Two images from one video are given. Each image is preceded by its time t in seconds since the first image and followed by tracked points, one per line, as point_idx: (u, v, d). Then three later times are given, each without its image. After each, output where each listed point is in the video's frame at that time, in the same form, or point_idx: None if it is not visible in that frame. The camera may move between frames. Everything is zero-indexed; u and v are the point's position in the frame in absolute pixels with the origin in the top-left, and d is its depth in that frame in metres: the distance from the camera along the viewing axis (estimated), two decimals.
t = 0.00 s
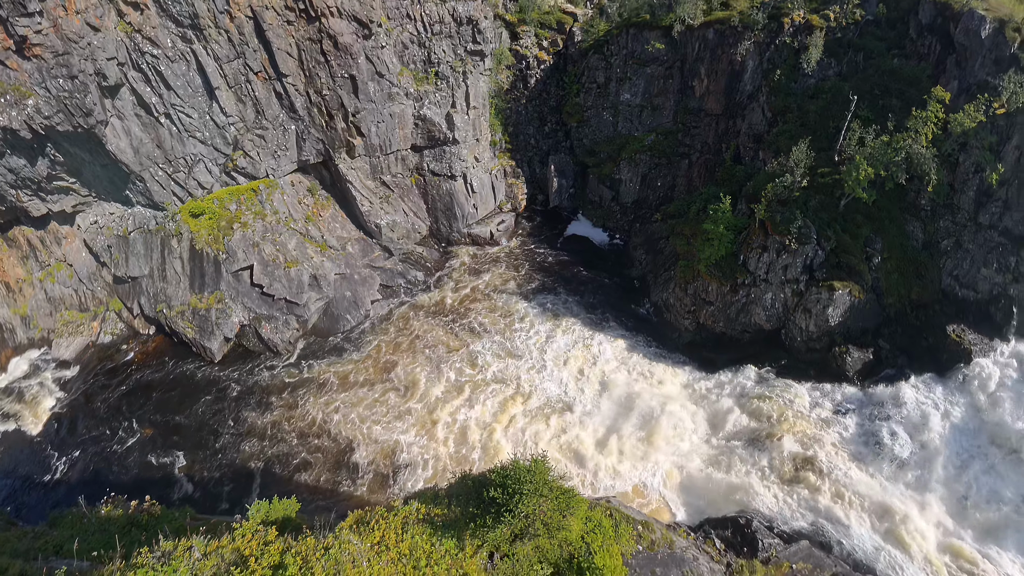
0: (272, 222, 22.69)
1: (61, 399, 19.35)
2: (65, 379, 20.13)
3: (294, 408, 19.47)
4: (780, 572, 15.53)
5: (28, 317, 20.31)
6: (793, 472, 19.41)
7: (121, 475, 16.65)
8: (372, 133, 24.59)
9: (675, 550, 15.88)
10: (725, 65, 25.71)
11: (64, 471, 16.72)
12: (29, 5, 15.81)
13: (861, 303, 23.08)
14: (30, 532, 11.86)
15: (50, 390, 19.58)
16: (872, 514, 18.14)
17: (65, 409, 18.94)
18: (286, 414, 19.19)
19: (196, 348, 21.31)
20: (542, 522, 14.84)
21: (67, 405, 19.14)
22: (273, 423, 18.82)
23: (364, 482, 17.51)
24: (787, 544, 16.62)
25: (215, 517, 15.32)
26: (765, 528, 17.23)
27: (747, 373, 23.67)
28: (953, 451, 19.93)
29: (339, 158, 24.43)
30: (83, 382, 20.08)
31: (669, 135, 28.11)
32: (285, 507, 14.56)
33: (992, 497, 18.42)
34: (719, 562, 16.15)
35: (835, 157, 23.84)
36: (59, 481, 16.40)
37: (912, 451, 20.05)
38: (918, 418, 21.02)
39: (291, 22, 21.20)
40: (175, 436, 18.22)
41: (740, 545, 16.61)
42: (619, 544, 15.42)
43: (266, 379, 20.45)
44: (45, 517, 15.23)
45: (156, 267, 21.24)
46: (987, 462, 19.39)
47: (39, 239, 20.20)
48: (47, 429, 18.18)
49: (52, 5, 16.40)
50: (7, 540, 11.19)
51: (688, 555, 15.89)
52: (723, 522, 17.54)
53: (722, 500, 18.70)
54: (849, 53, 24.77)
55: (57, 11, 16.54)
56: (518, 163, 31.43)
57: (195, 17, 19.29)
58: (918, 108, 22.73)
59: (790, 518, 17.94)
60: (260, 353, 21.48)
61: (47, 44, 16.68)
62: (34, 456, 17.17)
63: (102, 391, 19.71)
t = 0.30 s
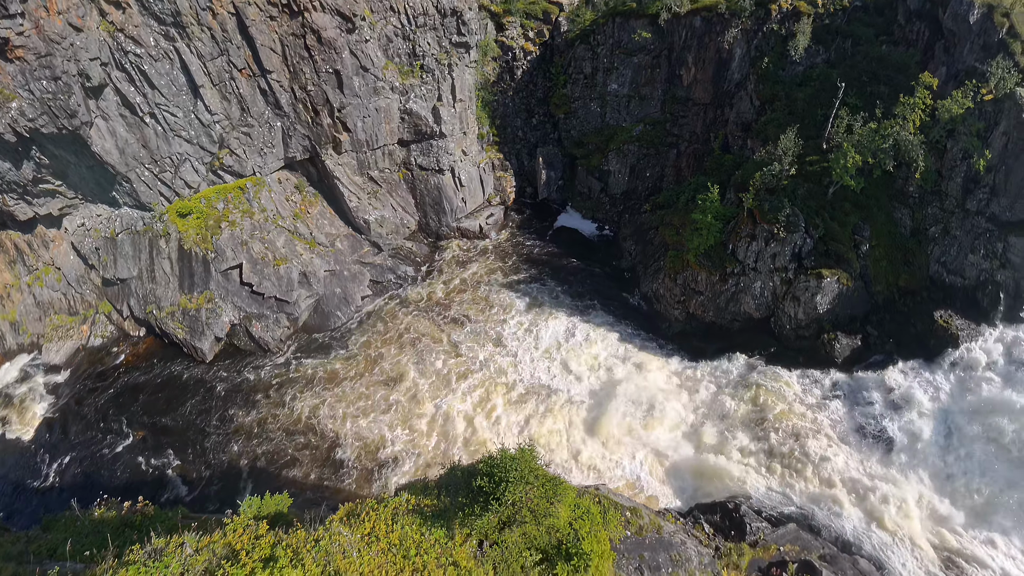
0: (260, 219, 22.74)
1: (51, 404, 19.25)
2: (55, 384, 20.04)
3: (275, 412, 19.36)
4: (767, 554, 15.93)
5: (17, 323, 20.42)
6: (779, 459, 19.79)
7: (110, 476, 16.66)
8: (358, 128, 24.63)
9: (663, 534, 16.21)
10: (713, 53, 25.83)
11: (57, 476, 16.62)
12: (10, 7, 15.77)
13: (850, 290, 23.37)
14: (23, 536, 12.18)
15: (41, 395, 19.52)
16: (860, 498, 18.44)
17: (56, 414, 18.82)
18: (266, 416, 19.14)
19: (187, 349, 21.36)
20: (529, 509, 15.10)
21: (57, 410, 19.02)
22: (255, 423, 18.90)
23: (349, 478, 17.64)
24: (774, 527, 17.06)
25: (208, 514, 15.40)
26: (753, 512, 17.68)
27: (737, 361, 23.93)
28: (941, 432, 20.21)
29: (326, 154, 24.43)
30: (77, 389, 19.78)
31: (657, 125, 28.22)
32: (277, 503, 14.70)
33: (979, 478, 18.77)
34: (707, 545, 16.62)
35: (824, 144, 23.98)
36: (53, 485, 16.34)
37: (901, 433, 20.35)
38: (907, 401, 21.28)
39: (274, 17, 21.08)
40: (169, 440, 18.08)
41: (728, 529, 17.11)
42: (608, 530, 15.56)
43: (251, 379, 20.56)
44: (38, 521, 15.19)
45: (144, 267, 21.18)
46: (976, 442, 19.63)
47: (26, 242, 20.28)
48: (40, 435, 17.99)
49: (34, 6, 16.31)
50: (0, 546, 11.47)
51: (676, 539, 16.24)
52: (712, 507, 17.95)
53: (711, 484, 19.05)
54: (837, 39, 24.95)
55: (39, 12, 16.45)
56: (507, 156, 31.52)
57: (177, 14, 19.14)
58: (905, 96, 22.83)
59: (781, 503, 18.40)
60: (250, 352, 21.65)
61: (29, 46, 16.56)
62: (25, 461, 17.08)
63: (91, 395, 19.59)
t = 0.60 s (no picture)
0: (248, 218, 22.77)
1: (42, 409, 19.14)
2: (47, 390, 19.80)
3: (257, 412, 19.50)
4: (757, 537, 16.41)
5: (5, 328, 20.13)
6: (767, 446, 20.17)
7: (104, 479, 16.81)
8: (345, 124, 24.58)
9: (654, 521, 16.74)
10: (700, 42, 26.08)
11: (50, 483, 16.64)
12: None
13: (838, 278, 23.47)
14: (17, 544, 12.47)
15: (32, 401, 19.37)
16: (849, 485, 18.78)
17: (47, 420, 18.74)
18: (248, 417, 19.24)
19: (179, 351, 21.39)
20: (518, 498, 15.27)
21: (49, 416, 18.91)
22: (238, 424, 18.95)
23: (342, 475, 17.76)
24: (763, 511, 17.47)
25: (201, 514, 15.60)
26: (743, 497, 18.06)
27: (728, 352, 24.02)
28: (927, 418, 20.55)
29: (313, 150, 24.40)
30: (70, 394, 19.73)
31: (645, 115, 28.50)
32: (270, 501, 14.98)
33: (965, 461, 19.13)
34: (698, 531, 16.99)
35: (812, 133, 24.12)
36: (48, 492, 16.43)
37: (888, 419, 20.72)
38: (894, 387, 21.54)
39: (257, 13, 20.91)
40: (161, 443, 18.16)
41: (718, 515, 17.60)
42: (598, 518, 16.00)
43: (234, 379, 20.66)
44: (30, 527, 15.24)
45: (134, 270, 21.15)
46: (962, 426, 19.94)
47: (13, 247, 20.18)
48: (30, 443, 17.90)
49: (15, 8, 16.21)
50: None
51: (666, 525, 16.75)
52: (702, 494, 18.41)
53: (700, 473, 19.50)
54: (826, 26, 25.43)
55: (20, 14, 16.36)
56: (495, 149, 31.73)
57: (160, 13, 18.97)
58: (893, 83, 23.09)
59: (772, 487, 18.82)
60: (241, 351, 21.80)
61: (11, 48, 16.46)
62: (17, 468, 17.08)
63: (81, 401, 19.51)
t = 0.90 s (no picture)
0: (237, 217, 22.80)
1: (34, 415, 19.19)
2: (39, 396, 19.92)
3: (243, 412, 19.66)
4: (746, 523, 16.88)
5: None
6: (755, 433, 20.39)
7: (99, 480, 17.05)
8: (331, 120, 24.57)
9: (643, 508, 16.95)
10: (688, 31, 26.47)
11: (43, 489, 16.72)
12: None
13: (827, 266, 23.65)
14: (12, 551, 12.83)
15: (24, 408, 19.46)
16: (835, 472, 19.14)
17: (40, 426, 18.76)
18: (236, 417, 19.40)
19: (171, 352, 21.45)
20: (508, 489, 15.48)
21: (41, 422, 18.95)
22: (226, 424, 19.11)
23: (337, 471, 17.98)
24: (753, 497, 17.86)
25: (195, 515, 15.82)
26: (732, 483, 18.41)
27: (717, 341, 24.29)
28: (916, 402, 20.75)
29: (300, 148, 24.34)
30: (61, 399, 19.78)
31: (633, 106, 28.83)
32: (263, 499, 15.27)
33: (954, 443, 19.35)
34: (688, 517, 17.44)
35: (801, 121, 23.96)
36: (39, 498, 16.49)
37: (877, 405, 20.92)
38: (884, 373, 21.71)
39: (240, 10, 20.74)
40: (155, 446, 18.25)
41: (707, 502, 17.95)
42: (588, 506, 16.31)
43: (222, 381, 20.72)
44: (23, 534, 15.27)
45: (123, 272, 21.24)
46: (952, 410, 20.19)
47: None
48: (23, 450, 17.94)
49: None
50: None
51: (656, 512, 16.99)
52: (692, 481, 18.79)
53: (694, 459, 19.84)
54: (813, 14, 25.28)
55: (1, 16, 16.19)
56: (483, 143, 31.91)
57: (142, 12, 18.80)
58: (882, 69, 23.20)
59: (762, 475, 19.12)
60: (234, 351, 21.92)
61: None
62: (10, 475, 17.16)
63: (73, 405, 19.56)
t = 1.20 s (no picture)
0: (225, 218, 22.83)
1: (27, 423, 19.05)
2: (30, 403, 19.78)
3: (231, 412, 19.79)
4: (734, 509, 17.18)
5: None
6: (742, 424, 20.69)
7: (95, 483, 17.18)
8: (317, 117, 24.54)
9: (632, 498, 17.19)
10: (676, 20, 26.76)
11: (37, 498, 16.69)
12: None
13: (815, 255, 23.73)
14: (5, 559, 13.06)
15: (15, 416, 19.28)
16: (822, 459, 19.39)
17: (32, 433, 18.76)
18: (224, 419, 19.52)
19: (162, 355, 21.55)
20: (496, 481, 15.67)
21: (32, 429, 18.92)
22: (213, 426, 19.27)
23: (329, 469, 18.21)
24: (741, 484, 18.19)
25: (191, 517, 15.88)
26: (721, 471, 18.71)
27: (707, 330, 24.42)
28: (904, 389, 21.01)
29: (286, 146, 24.34)
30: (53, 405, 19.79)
31: (621, 96, 29.05)
32: (255, 498, 15.61)
33: (941, 429, 19.60)
34: (677, 505, 17.71)
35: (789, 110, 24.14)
36: (31, 506, 16.48)
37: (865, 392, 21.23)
38: (871, 362, 22.03)
39: (223, 8, 20.66)
40: (150, 450, 18.33)
41: (697, 489, 18.17)
42: (577, 497, 16.35)
43: (209, 382, 20.84)
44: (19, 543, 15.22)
45: (112, 276, 21.31)
46: (940, 396, 20.39)
47: None
48: (16, 459, 17.86)
49: None
50: None
51: (644, 501, 17.29)
52: (682, 470, 19.00)
53: (687, 450, 19.95)
54: None
55: None
56: (471, 137, 31.98)
57: (125, 13, 18.68)
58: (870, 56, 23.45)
59: (750, 461, 19.40)
60: (225, 352, 22.04)
61: None
62: (6, 485, 17.08)
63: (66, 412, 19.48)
